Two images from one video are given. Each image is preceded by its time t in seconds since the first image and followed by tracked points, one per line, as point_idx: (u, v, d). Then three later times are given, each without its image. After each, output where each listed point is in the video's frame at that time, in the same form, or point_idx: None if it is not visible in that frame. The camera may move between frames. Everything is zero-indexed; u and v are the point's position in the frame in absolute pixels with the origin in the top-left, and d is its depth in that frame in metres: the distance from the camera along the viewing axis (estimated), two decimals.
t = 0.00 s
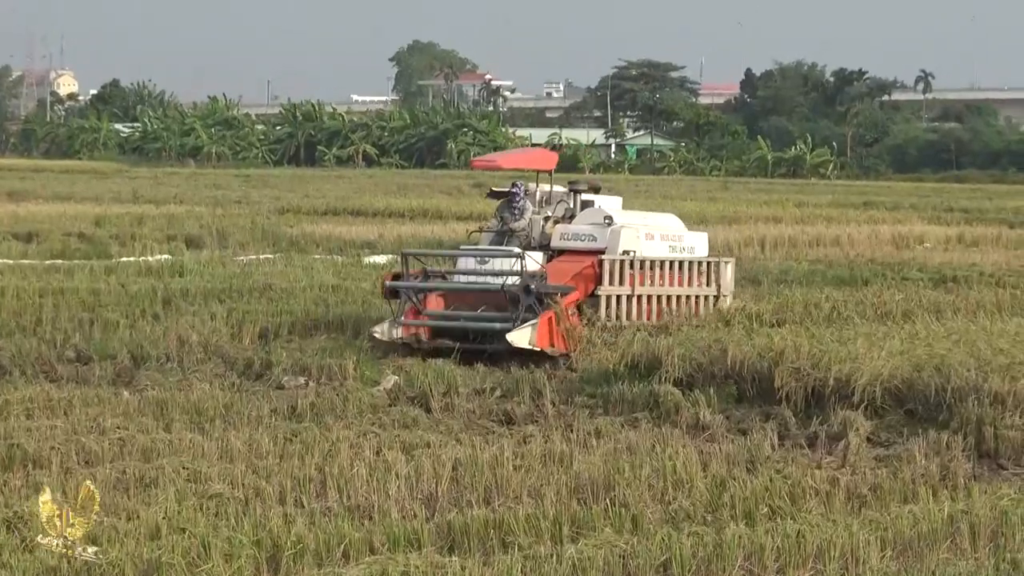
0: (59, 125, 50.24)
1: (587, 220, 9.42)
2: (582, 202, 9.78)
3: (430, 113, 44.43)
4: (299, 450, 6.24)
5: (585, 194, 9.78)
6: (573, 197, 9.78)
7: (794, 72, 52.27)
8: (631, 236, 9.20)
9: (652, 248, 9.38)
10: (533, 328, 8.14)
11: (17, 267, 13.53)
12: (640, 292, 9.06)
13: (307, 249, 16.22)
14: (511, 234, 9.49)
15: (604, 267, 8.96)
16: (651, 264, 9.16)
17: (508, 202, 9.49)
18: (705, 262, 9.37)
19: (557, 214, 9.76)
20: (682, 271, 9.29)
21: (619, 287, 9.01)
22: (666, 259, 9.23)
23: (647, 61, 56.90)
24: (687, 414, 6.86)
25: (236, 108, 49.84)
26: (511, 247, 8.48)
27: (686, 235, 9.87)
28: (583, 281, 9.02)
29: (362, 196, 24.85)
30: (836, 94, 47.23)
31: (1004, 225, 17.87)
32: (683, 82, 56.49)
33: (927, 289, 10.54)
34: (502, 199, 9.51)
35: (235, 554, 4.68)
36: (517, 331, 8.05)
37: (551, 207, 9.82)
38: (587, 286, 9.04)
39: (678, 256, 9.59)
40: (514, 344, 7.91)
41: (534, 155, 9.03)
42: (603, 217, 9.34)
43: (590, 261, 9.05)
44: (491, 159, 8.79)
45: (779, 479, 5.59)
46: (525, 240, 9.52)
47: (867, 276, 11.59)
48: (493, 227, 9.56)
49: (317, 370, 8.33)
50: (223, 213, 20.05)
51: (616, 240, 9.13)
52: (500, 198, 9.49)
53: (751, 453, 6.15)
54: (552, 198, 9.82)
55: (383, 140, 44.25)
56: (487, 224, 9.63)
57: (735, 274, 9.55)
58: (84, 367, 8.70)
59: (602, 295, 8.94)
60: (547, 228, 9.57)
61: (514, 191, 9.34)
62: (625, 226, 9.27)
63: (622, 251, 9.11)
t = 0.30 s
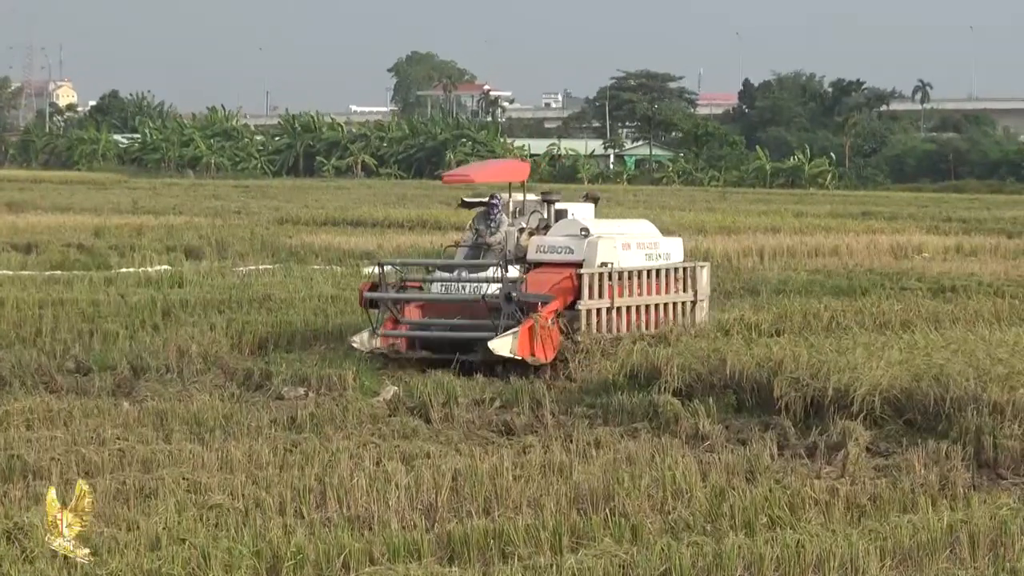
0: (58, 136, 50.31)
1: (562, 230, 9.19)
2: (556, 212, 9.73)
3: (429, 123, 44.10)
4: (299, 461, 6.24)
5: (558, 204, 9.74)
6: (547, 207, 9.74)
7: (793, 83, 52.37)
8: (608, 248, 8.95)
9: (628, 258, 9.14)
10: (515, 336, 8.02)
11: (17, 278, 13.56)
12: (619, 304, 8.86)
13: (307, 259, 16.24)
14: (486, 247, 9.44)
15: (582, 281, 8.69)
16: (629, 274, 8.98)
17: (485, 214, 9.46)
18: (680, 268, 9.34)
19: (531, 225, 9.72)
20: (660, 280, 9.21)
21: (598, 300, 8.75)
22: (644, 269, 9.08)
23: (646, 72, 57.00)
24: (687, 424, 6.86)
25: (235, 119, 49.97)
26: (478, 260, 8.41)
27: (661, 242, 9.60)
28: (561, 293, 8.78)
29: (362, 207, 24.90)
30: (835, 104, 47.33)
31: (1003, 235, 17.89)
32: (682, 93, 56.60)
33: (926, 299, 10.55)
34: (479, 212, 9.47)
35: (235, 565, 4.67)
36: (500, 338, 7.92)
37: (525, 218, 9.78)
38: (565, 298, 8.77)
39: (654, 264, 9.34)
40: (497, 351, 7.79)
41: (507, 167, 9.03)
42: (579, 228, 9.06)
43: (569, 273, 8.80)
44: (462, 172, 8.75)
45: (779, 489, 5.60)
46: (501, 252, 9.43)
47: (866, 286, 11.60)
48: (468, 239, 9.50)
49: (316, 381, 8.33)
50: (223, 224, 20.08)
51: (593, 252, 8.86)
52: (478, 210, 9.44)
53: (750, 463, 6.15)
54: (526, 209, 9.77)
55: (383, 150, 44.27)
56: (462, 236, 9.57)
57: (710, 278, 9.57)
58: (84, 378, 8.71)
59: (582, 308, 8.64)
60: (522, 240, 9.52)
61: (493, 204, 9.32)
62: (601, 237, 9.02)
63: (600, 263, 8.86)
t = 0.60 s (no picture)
0: (79, 142, 50.71)
1: (562, 237, 8.89)
2: (552, 218, 9.61)
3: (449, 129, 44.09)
4: (320, 466, 6.29)
5: (554, 210, 9.60)
6: (543, 212, 9.57)
7: (814, 88, 52.21)
8: (611, 254, 8.71)
9: (629, 263, 8.92)
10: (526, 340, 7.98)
11: (39, 284, 13.69)
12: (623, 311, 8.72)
13: (328, 265, 16.34)
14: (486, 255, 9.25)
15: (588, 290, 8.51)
16: (630, 280, 8.85)
17: (484, 222, 9.27)
18: (678, 272, 9.32)
19: (528, 231, 9.52)
20: (658, 284, 9.11)
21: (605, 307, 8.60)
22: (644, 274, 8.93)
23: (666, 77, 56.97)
24: (708, 429, 6.88)
25: (256, 125, 50.26)
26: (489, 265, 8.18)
27: (657, 246, 9.39)
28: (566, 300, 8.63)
29: (381, 213, 25.01)
30: (856, 109, 47.16)
31: None
32: (702, 98, 56.51)
33: (948, 304, 10.52)
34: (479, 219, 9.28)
35: (258, 570, 4.73)
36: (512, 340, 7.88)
37: (520, 224, 9.57)
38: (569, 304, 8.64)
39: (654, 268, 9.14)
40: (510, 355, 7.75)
41: (504, 172, 9.04)
42: (582, 234, 8.81)
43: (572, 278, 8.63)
44: (460, 180, 8.77)
45: (801, 494, 5.61)
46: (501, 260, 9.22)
47: (887, 291, 11.57)
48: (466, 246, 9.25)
49: (337, 387, 8.38)
50: (243, 230, 20.21)
51: (596, 259, 8.62)
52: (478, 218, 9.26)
53: (772, 468, 6.16)
54: (521, 215, 9.56)
55: (403, 156, 44.35)
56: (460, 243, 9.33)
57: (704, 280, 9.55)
58: (105, 384, 8.79)
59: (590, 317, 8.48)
60: (520, 248, 9.30)
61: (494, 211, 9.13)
62: (603, 244, 8.76)
63: (603, 270, 8.62)
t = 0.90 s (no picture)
0: (122, 146, 51.39)
1: (591, 242, 8.91)
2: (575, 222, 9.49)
3: (490, 132, 44.19)
4: (363, 470, 6.40)
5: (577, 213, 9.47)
6: (565, 217, 9.45)
7: (856, 90, 51.81)
8: (643, 258, 8.77)
9: (657, 267, 8.99)
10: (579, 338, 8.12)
11: (83, 288, 13.93)
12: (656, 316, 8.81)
13: (369, 269, 16.49)
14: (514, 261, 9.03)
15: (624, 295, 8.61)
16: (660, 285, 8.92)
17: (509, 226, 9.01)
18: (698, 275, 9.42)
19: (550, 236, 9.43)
20: (683, 287, 9.22)
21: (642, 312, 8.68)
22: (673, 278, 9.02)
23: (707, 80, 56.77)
24: (751, 432, 6.90)
25: (298, 130, 50.69)
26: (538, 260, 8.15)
27: (677, 248, 9.49)
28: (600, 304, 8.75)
29: (422, 216, 25.16)
30: (898, 111, 46.77)
31: None
32: (743, 100, 56.24)
33: (991, 307, 10.45)
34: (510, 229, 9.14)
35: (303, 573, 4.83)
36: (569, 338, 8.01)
37: (542, 228, 9.48)
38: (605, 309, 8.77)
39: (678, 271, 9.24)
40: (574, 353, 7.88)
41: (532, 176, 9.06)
42: (613, 239, 8.85)
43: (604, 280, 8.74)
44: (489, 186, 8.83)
45: (844, 497, 5.62)
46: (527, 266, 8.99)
47: (929, 294, 11.51)
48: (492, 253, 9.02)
49: (380, 391, 8.48)
50: (285, 233, 20.43)
51: (630, 263, 8.67)
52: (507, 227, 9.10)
53: (815, 471, 6.18)
54: (544, 219, 9.46)
55: (445, 160, 44.50)
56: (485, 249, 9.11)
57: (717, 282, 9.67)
58: (148, 388, 8.95)
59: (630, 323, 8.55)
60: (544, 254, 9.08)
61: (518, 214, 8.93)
62: (635, 248, 8.82)
63: (637, 275, 8.68)
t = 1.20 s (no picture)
0: (146, 149, 51.77)
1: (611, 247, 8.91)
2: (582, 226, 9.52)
3: (515, 135, 44.25)
4: (387, 473, 6.45)
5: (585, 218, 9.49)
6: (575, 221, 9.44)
7: (883, 92, 51.53)
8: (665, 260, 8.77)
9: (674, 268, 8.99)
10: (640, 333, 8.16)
11: (108, 291, 14.08)
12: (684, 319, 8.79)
13: (394, 271, 16.58)
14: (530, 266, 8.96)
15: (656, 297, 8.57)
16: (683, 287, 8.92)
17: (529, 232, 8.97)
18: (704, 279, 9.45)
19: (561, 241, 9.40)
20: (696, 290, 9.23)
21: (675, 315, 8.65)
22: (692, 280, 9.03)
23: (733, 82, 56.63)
24: (777, 434, 6.91)
25: (323, 132, 50.93)
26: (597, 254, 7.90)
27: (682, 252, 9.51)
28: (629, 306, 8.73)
29: (445, 220, 25.26)
30: (925, 114, 46.51)
31: None
32: (769, 103, 56.06)
33: (1017, 310, 10.39)
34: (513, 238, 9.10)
35: None
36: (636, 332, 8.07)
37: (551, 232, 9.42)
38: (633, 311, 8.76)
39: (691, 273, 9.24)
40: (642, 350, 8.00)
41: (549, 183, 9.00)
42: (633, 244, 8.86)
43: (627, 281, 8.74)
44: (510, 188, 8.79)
45: (870, 500, 5.62)
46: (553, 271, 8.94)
47: (956, 297, 11.46)
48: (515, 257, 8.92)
49: (404, 394, 8.54)
50: (310, 237, 20.55)
51: (654, 266, 8.68)
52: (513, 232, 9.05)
53: (840, 474, 6.18)
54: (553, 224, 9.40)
55: (470, 162, 44.50)
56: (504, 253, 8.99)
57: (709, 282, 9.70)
58: (173, 391, 9.04)
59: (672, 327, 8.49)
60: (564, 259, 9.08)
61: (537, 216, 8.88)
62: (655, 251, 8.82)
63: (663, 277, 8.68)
